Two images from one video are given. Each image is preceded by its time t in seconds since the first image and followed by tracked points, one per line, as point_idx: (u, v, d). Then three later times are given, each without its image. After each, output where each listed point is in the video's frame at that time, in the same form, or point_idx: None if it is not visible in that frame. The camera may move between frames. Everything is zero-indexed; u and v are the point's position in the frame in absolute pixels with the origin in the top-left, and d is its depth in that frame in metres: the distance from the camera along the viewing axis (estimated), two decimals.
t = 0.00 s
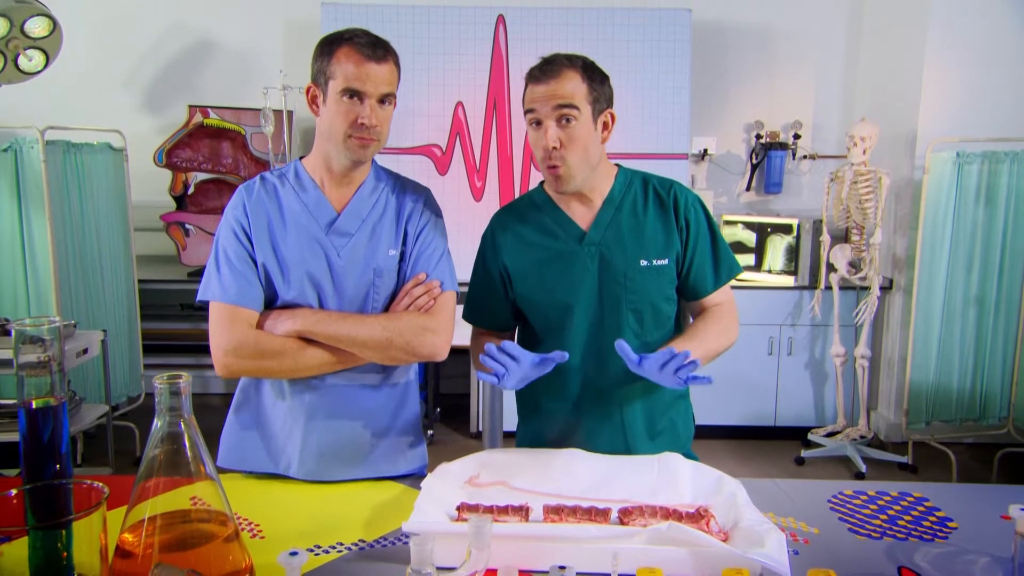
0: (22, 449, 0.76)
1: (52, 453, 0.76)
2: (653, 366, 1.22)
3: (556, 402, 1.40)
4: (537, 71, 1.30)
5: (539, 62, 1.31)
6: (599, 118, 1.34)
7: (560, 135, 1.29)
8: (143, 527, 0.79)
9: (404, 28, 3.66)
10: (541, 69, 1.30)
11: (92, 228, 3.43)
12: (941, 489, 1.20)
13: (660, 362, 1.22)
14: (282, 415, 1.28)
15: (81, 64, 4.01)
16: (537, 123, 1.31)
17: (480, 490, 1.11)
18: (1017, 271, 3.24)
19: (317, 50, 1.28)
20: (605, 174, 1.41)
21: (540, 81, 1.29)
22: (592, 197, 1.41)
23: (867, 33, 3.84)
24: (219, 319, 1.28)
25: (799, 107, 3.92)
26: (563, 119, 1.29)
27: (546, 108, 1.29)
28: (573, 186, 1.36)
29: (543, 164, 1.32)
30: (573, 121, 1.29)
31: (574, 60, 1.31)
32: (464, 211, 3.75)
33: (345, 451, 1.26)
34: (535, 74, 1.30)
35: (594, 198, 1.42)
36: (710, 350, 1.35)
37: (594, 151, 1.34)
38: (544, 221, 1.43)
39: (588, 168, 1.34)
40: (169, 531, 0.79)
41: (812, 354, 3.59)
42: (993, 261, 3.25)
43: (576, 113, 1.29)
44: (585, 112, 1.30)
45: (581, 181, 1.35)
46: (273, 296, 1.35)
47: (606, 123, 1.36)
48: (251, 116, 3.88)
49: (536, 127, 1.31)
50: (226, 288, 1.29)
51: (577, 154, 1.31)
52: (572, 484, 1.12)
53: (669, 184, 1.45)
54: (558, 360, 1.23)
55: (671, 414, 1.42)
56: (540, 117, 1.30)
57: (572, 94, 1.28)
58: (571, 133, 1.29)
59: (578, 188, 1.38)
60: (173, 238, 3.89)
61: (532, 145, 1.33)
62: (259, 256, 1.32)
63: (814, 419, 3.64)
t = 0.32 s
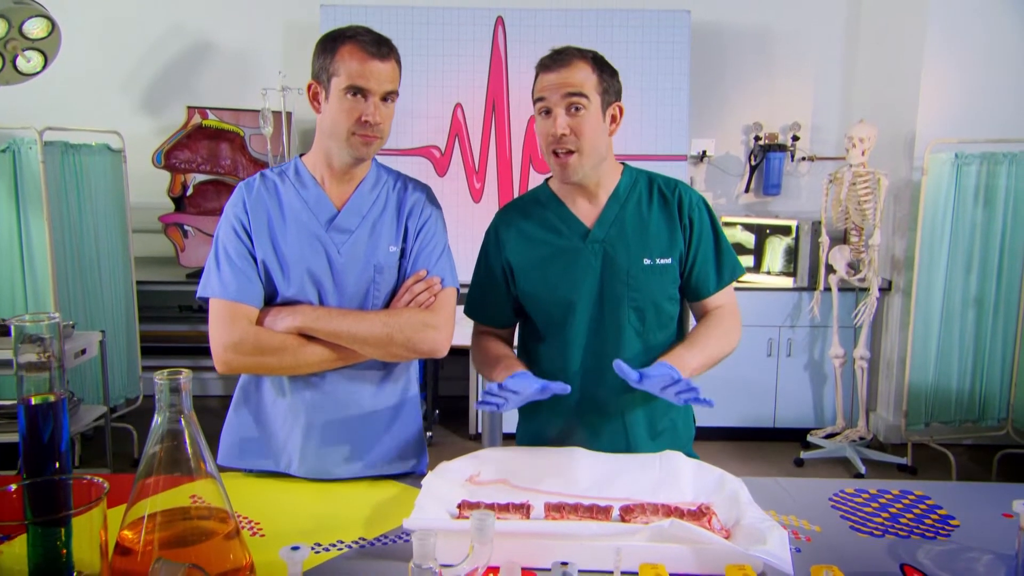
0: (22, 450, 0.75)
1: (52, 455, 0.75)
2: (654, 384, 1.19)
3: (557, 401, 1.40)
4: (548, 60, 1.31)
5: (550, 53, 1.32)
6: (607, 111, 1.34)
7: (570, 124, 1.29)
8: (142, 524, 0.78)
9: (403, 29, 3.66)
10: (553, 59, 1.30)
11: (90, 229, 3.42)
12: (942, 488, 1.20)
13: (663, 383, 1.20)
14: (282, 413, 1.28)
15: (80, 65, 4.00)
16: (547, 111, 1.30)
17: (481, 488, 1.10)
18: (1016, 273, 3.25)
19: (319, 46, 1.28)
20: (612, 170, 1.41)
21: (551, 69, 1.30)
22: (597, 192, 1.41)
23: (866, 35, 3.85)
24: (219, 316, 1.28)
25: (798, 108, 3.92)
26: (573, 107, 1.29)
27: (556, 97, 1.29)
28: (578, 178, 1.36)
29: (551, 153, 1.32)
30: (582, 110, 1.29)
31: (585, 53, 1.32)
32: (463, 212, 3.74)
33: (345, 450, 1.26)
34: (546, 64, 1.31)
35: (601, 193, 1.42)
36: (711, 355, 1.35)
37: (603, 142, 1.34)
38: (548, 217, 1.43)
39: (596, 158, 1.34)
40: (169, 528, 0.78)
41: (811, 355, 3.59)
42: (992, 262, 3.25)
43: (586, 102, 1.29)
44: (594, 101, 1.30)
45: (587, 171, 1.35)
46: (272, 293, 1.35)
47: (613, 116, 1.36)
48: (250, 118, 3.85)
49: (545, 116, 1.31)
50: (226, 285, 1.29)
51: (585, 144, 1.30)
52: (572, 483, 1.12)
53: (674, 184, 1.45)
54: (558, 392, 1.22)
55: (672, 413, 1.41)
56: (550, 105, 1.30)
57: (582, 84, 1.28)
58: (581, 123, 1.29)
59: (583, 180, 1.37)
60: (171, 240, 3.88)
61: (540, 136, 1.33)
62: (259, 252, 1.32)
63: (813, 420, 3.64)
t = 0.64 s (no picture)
0: (20, 452, 0.74)
1: (51, 456, 0.74)
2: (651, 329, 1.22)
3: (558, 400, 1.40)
4: (559, 57, 1.31)
5: (561, 50, 1.32)
6: (618, 110, 1.33)
7: (577, 122, 1.29)
8: (140, 523, 0.77)
9: (402, 32, 3.66)
10: (564, 56, 1.30)
11: (88, 232, 3.42)
12: (943, 487, 1.20)
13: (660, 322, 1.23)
14: (282, 412, 1.28)
15: (77, 68, 4.00)
16: (556, 109, 1.31)
17: (481, 487, 1.10)
18: (1014, 275, 3.25)
19: (317, 44, 1.28)
20: (620, 170, 1.41)
21: (562, 67, 1.30)
22: (603, 192, 1.41)
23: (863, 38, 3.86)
24: (217, 314, 1.28)
25: (796, 111, 3.93)
26: (581, 106, 1.29)
27: (564, 94, 1.30)
28: (584, 176, 1.36)
29: (557, 150, 1.32)
30: (591, 109, 1.29)
31: (596, 51, 1.32)
32: (461, 214, 3.74)
33: (345, 449, 1.25)
34: (557, 61, 1.31)
35: (609, 194, 1.41)
36: (716, 347, 1.34)
37: (611, 141, 1.34)
38: (555, 216, 1.43)
39: (603, 157, 1.34)
40: (167, 527, 0.77)
41: (810, 357, 3.58)
42: (990, 264, 3.25)
43: (594, 101, 1.29)
44: (603, 100, 1.30)
45: (593, 169, 1.35)
46: (272, 291, 1.34)
47: (624, 116, 1.36)
48: (248, 120, 3.84)
49: (553, 113, 1.31)
50: (225, 283, 1.28)
51: (593, 142, 1.30)
52: (573, 482, 1.12)
53: (682, 186, 1.44)
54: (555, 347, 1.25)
55: (675, 413, 1.41)
56: (559, 102, 1.30)
57: (591, 82, 1.29)
58: (588, 121, 1.29)
59: (589, 179, 1.37)
60: (170, 242, 3.87)
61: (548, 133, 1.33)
62: (257, 250, 1.32)
63: (812, 423, 3.64)
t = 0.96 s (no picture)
0: (18, 458, 0.73)
1: (48, 461, 0.74)
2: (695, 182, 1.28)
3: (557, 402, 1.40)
4: (573, 73, 1.30)
5: (576, 62, 1.31)
6: (628, 128, 1.32)
7: (582, 141, 1.29)
8: (138, 526, 0.77)
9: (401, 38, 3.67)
10: (577, 72, 1.29)
11: (85, 236, 3.41)
12: (943, 490, 1.19)
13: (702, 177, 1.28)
14: (280, 415, 1.28)
15: (74, 73, 4.00)
16: (563, 124, 1.30)
17: (481, 491, 1.09)
18: (1012, 281, 3.26)
19: (316, 46, 1.27)
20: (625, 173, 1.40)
21: (573, 82, 1.29)
22: (606, 199, 1.41)
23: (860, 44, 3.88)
24: (216, 315, 1.28)
25: (793, 116, 3.94)
26: (588, 125, 1.28)
27: (573, 111, 1.29)
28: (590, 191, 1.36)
29: (562, 164, 1.32)
30: (598, 129, 1.28)
31: (611, 68, 1.30)
32: (459, 220, 3.74)
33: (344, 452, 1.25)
34: (570, 76, 1.30)
35: (612, 199, 1.41)
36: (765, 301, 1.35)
37: (617, 159, 1.33)
38: (559, 219, 1.43)
39: (607, 175, 1.34)
40: (165, 530, 0.77)
41: (808, 362, 3.58)
42: (987, 270, 3.26)
43: (602, 122, 1.28)
44: (612, 121, 1.29)
45: (598, 185, 1.35)
46: (269, 292, 1.35)
47: (635, 133, 1.34)
48: (245, 125, 3.81)
49: (560, 128, 1.31)
50: (222, 284, 1.29)
51: (597, 161, 1.31)
52: (572, 485, 1.11)
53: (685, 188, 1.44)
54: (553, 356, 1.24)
55: (677, 415, 1.41)
56: (567, 119, 1.29)
57: (601, 103, 1.27)
58: (594, 141, 1.29)
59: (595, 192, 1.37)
60: (166, 247, 3.86)
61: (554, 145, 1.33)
62: (254, 252, 1.32)
63: (810, 428, 3.64)
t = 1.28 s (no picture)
0: (13, 462, 0.72)
1: (44, 464, 0.72)
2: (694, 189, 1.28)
3: (557, 404, 1.39)
4: (570, 67, 1.30)
5: (572, 57, 1.31)
6: (626, 122, 1.32)
7: (583, 134, 1.28)
8: (134, 528, 0.76)
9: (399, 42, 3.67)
10: (575, 65, 1.30)
11: (82, 240, 3.40)
12: (944, 492, 1.19)
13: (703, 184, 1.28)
14: (279, 416, 1.27)
15: (72, 77, 3.99)
16: (562, 119, 1.30)
17: (480, 494, 1.08)
18: (1009, 285, 3.26)
19: (317, 48, 1.27)
20: (623, 174, 1.40)
21: (571, 76, 1.29)
22: (605, 198, 1.41)
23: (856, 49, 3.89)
24: (213, 316, 1.27)
25: (790, 121, 3.95)
26: (587, 118, 1.28)
27: (571, 105, 1.29)
28: (589, 187, 1.35)
29: (562, 160, 1.31)
30: (597, 122, 1.28)
31: (607, 60, 1.30)
32: (456, 224, 3.73)
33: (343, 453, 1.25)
34: (567, 70, 1.30)
35: (610, 199, 1.42)
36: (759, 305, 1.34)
37: (617, 154, 1.33)
38: (554, 221, 1.43)
39: (609, 169, 1.33)
40: (161, 532, 0.76)
41: (806, 367, 3.58)
42: (985, 275, 3.27)
43: (601, 114, 1.28)
44: (611, 113, 1.29)
45: (598, 181, 1.34)
46: (266, 293, 1.34)
47: (632, 127, 1.34)
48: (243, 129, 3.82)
49: (559, 123, 1.31)
50: (219, 285, 1.28)
51: (598, 155, 1.30)
52: (572, 488, 1.10)
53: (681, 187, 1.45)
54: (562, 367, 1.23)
55: (677, 416, 1.40)
56: (565, 113, 1.29)
57: (600, 95, 1.28)
58: (595, 134, 1.28)
59: (594, 189, 1.37)
60: (164, 251, 3.84)
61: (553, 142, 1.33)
62: (251, 252, 1.31)
63: (808, 433, 3.63)
